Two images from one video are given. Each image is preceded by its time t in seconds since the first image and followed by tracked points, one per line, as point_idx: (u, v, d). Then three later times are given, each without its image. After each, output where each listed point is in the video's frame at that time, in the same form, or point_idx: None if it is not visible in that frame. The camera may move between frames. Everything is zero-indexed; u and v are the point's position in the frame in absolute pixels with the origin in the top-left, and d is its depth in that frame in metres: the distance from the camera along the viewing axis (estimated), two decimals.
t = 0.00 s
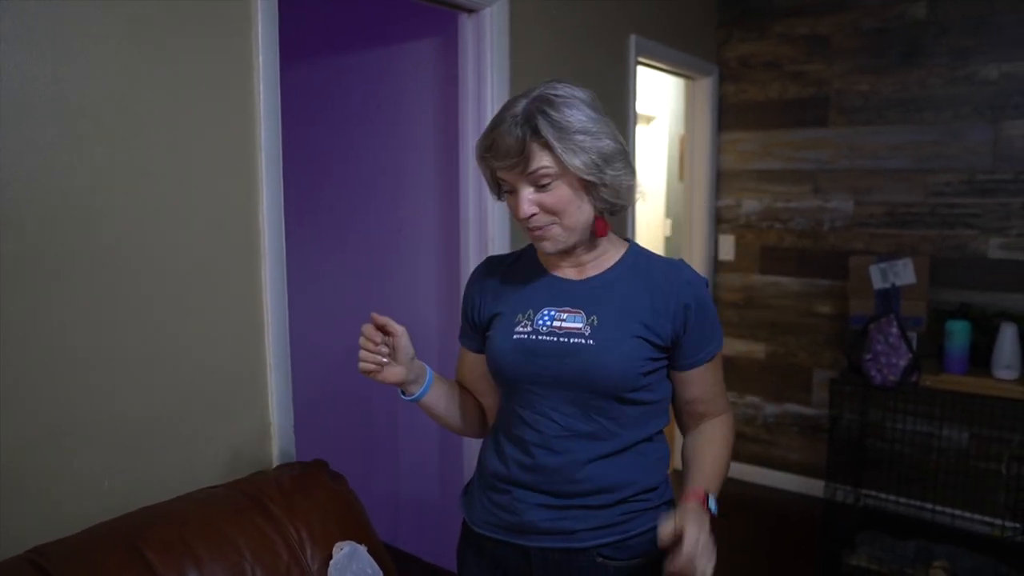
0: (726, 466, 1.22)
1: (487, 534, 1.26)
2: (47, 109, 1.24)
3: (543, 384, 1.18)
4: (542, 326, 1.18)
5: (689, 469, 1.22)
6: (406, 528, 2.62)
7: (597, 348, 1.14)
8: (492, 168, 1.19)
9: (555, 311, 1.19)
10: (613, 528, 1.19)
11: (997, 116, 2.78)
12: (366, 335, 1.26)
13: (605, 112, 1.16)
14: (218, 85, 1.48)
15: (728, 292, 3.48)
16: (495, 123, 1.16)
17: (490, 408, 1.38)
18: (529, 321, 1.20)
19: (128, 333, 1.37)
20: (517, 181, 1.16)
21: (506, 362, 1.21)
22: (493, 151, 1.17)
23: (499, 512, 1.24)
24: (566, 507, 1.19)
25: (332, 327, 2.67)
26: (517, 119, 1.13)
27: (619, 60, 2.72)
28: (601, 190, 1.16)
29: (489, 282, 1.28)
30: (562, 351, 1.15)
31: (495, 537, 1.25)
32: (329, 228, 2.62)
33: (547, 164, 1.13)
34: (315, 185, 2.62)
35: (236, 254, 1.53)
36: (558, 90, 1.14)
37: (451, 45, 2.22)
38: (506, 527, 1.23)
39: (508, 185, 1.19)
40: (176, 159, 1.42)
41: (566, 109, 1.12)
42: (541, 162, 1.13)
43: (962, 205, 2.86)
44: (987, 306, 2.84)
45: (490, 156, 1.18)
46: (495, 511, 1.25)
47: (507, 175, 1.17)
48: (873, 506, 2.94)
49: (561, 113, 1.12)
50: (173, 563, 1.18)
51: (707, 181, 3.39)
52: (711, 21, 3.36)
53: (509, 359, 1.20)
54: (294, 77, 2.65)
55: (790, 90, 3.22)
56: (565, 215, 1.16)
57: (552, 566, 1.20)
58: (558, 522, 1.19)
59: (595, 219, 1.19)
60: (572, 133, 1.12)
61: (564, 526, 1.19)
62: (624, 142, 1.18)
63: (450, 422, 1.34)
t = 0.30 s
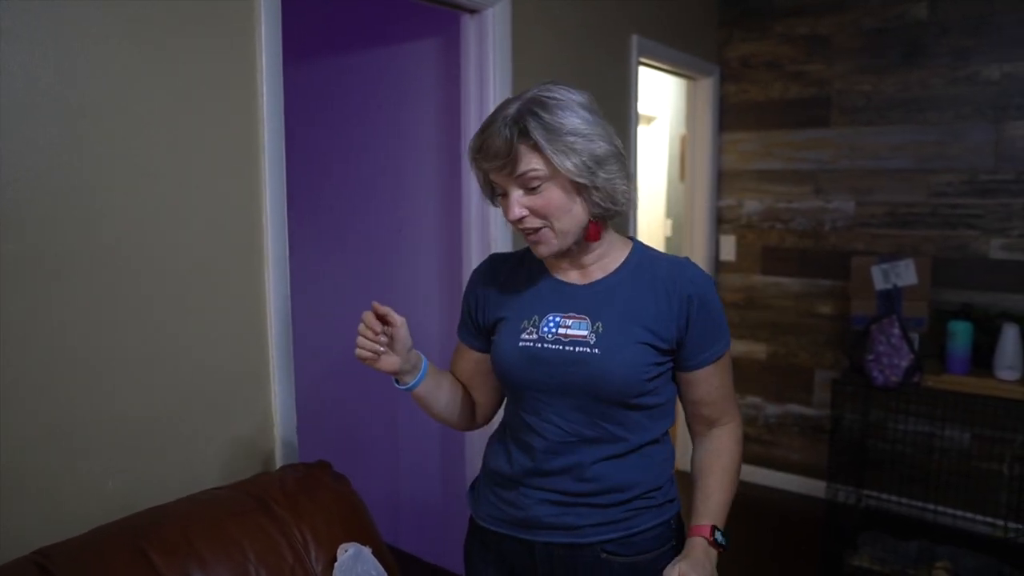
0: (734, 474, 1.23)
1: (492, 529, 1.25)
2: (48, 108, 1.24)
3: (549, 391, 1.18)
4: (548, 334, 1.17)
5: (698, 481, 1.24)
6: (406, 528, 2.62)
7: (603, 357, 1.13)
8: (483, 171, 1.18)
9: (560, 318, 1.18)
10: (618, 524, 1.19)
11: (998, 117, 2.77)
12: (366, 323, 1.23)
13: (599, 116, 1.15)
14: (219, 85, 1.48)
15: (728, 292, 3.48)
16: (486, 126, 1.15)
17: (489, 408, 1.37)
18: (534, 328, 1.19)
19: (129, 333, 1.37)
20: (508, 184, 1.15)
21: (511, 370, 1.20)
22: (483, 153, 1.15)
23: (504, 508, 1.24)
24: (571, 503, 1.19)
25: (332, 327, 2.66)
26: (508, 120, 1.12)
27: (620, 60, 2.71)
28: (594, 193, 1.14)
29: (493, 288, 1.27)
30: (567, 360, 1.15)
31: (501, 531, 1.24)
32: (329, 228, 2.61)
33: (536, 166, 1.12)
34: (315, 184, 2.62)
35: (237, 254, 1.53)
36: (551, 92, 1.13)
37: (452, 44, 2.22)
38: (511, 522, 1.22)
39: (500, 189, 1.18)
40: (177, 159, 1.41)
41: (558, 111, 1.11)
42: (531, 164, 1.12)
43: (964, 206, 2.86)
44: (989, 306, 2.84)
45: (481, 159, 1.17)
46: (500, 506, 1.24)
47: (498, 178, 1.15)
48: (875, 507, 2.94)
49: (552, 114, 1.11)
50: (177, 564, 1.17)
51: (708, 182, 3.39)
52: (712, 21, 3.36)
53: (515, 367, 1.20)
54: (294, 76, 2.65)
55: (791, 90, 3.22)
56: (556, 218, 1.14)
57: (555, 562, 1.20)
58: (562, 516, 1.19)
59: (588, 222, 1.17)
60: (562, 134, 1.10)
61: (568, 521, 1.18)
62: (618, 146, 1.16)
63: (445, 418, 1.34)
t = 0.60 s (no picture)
0: (732, 470, 1.23)
1: (493, 531, 1.25)
2: (48, 108, 1.23)
3: (547, 392, 1.17)
4: (545, 336, 1.17)
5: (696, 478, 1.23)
6: (406, 528, 2.62)
7: (601, 357, 1.13)
8: (473, 188, 1.17)
9: (557, 319, 1.18)
10: (620, 524, 1.19)
11: (999, 117, 2.78)
12: (362, 339, 1.22)
13: (584, 120, 1.13)
14: (220, 85, 1.48)
15: (729, 292, 3.48)
16: (471, 142, 1.14)
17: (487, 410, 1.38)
18: (531, 330, 1.18)
19: (130, 333, 1.36)
20: (500, 200, 1.14)
21: (509, 372, 1.20)
22: (471, 170, 1.14)
23: (505, 509, 1.23)
24: (573, 504, 1.18)
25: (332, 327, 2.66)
26: (494, 136, 1.11)
27: (621, 60, 2.71)
28: (586, 201, 1.13)
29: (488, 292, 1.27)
30: (565, 361, 1.15)
31: (502, 533, 1.24)
32: (331, 228, 2.61)
33: (528, 181, 1.11)
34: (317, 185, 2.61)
35: (239, 254, 1.53)
36: (534, 103, 1.11)
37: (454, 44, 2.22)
38: (513, 524, 1.22)
39: (491, 204, 1.17)
40: (177, 158, 1.41)
41: (543, 122, 1.09)
42: (522, 179, 1.11)
43: (965, 206, 2.86)
44: (989, 306, 2.84)
45: (470, 176, 1.15)
46: (501, 508, 1.24)
47: (489, 194, 1.15)
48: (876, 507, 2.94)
49: (538, 127, 1.09)
50: (179, 565, 1.17)
51: (708, 182, 3.39)
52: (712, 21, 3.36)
53: (513, 370, 1.19)
54: (295, 76, 2.65)
55: (792, 90, 3.22)
56: (550, 231, 1.13)
57: (559, 562, 1.20)
58: (564, 518, 1.18)
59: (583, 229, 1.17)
60: (549, 147, 1.09)
61: (570, 522, 1.18)
62: (607, 149, 1.15)
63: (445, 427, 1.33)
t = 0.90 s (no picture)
0: (714, 459, 1.23)
1: (500, 528, 1.25)
2: (49, 108, 1.24)
3: (539, 408, 1.16)
4: (531, 354, 1.15)
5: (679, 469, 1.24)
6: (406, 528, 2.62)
7: (591, 371, 1.13)
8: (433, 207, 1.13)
9: (541, 335, 1.16)
10: (626, 510, 1.21)
11: (999, 117, 2.77)
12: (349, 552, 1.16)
13: (543, 129, 1.10)
14: (220, 85, 1.48)
15: (728, 292, 3.48)
16: (427, 160, 1.10)
17: (465, 415, 1.32)
18: (517, 350, 1.16)
19: (129, 332, 1.37)
20: (463, 221, 1.11)
21: (499, 393, 1.18)
22: (430, 190, 1.11)
23: (510, 505, 1.23)
24: (579, 496, 1.19)
25: (332, 327, 2.66)
26: (450, 157, 1.07)
27: (620, 60, 2.71)
28: (551, 213, 1.11)
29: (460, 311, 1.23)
30: (556, 379, 1.14)
31: (509, 529, 1.24)
32: (330, 229, 2.61)
33: (489, 201, 1.08)
34: (316, 185, 2.61)
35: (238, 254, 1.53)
36: (488, 118, 1.08)
37: (453, 44, 2.22)
38: (522, 520, 1.22)
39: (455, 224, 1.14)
40: (177, 158, 1.41)
41: (499, 139, 1.06)
42: (483, 200, 1.08)
43: (965, 206, 2.86)
44: (989, 306, 2.84)
45: (430, 196, 1.12)
46: (507, 504, 1.24)
47: (450, 215, 1.12)
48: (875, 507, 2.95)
49: (495, 144, 1.06)
50: (178, 565, 1.17)
51: (708, 182, 3.39)
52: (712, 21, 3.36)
53: (503, 390, 1.17)
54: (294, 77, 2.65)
55: (792, 90, 3.22)
56: (517, 246, 1.11)
57: (570, 553, 1.20)
58: (572, 510, 1.19)
59: (552, 239, 1.15)
60: (506, 165, 1.06)
61: (579, 513, 1.19)
62: (569, 156, 1.12)
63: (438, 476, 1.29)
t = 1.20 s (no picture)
0: (699, 404, 1.39)
1: (517, 523, 1.31)
2: (50, 106, 1.24)
3: (547, 454, 1.21)
4: (529, 422, 1.18)
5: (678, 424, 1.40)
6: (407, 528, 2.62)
7: (592, 412, 1.20)
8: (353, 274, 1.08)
9: (530, 399, 1.18)
10: (628, 481, 1.31)
11: (999, 116, 2.78)
12: None
13: (475, 198, 1.05)
14: (220, 84, 1.48)
15: (727, 292, 3.48)
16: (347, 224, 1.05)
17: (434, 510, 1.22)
18: (512, 422, 1.18)
19: (129, 331, 1.36)
20: (387, 291, 1.06)
21: (506, 459, 1.21)
22: (348, 258, 1.05)
23: (525, 505, 1.29)
24: (589, 482, 1.27)
25: (331, 327, 2.65)
26: (371, 225, 1.01)
27: (620, 60, 2.71)
28: (481, 287, 1.05)
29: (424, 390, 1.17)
30: (559, 433, 1.19)
31: (528, 524, 1.30)
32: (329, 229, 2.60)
33: (411, 276, 1.03)
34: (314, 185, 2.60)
35: (238, 253, 1.53)
36: (415, 186, 1.02)
37: (453, 44, 2.23)
38: (540, 515, 1.29)
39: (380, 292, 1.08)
40: (178, 157, 1.41)
41: (424, 210, 1.00)
42: (406, 274, 1.02)
43: (965, 205, 2.86)
44: (989, 305, 2.84)
45: (350, 264, 1.06)
46: (523, 504, 1.29)
47: (373, 286, 1.06)
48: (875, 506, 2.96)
49: (420, 216, 1.00)
50: (178, 563, 1.17)
51: (707, 182, 3.39)
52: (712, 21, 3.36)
53: (507, 457, 1.20)
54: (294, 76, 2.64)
55: (791, 90, 3.22)
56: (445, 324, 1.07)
57: (587, 533, 1.29)
58: (588, 495, 1.28)
59: (484, 313, 1.10)
60: (428, 236, 1.00)
61: (593, 495, 1.28)
62: (504, 225, 1.07)
63: None
